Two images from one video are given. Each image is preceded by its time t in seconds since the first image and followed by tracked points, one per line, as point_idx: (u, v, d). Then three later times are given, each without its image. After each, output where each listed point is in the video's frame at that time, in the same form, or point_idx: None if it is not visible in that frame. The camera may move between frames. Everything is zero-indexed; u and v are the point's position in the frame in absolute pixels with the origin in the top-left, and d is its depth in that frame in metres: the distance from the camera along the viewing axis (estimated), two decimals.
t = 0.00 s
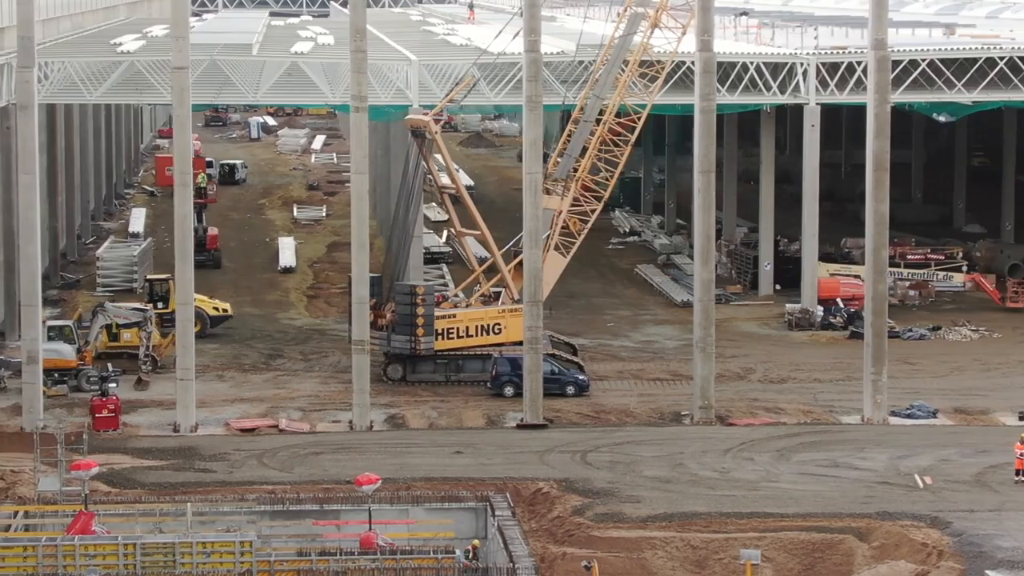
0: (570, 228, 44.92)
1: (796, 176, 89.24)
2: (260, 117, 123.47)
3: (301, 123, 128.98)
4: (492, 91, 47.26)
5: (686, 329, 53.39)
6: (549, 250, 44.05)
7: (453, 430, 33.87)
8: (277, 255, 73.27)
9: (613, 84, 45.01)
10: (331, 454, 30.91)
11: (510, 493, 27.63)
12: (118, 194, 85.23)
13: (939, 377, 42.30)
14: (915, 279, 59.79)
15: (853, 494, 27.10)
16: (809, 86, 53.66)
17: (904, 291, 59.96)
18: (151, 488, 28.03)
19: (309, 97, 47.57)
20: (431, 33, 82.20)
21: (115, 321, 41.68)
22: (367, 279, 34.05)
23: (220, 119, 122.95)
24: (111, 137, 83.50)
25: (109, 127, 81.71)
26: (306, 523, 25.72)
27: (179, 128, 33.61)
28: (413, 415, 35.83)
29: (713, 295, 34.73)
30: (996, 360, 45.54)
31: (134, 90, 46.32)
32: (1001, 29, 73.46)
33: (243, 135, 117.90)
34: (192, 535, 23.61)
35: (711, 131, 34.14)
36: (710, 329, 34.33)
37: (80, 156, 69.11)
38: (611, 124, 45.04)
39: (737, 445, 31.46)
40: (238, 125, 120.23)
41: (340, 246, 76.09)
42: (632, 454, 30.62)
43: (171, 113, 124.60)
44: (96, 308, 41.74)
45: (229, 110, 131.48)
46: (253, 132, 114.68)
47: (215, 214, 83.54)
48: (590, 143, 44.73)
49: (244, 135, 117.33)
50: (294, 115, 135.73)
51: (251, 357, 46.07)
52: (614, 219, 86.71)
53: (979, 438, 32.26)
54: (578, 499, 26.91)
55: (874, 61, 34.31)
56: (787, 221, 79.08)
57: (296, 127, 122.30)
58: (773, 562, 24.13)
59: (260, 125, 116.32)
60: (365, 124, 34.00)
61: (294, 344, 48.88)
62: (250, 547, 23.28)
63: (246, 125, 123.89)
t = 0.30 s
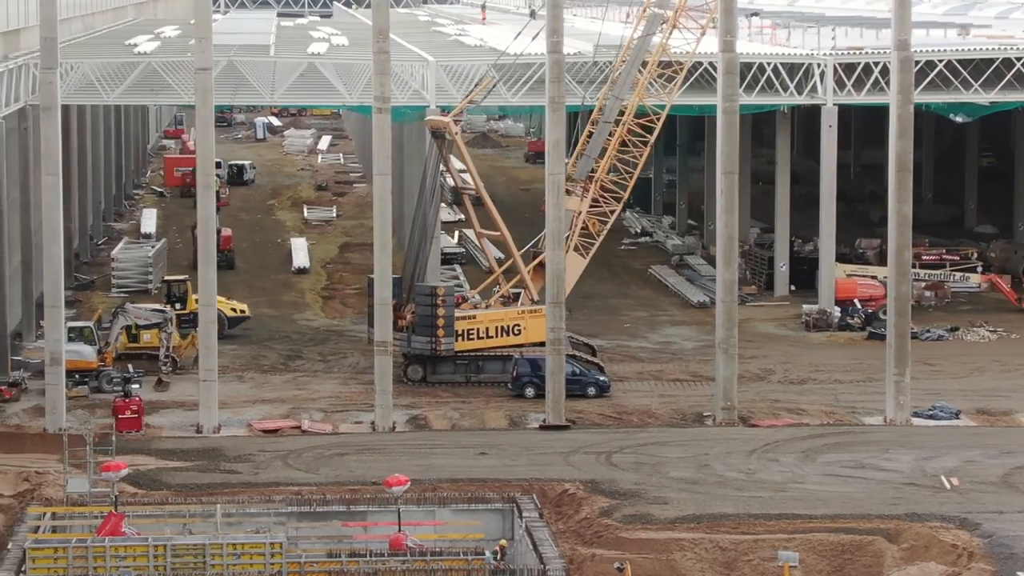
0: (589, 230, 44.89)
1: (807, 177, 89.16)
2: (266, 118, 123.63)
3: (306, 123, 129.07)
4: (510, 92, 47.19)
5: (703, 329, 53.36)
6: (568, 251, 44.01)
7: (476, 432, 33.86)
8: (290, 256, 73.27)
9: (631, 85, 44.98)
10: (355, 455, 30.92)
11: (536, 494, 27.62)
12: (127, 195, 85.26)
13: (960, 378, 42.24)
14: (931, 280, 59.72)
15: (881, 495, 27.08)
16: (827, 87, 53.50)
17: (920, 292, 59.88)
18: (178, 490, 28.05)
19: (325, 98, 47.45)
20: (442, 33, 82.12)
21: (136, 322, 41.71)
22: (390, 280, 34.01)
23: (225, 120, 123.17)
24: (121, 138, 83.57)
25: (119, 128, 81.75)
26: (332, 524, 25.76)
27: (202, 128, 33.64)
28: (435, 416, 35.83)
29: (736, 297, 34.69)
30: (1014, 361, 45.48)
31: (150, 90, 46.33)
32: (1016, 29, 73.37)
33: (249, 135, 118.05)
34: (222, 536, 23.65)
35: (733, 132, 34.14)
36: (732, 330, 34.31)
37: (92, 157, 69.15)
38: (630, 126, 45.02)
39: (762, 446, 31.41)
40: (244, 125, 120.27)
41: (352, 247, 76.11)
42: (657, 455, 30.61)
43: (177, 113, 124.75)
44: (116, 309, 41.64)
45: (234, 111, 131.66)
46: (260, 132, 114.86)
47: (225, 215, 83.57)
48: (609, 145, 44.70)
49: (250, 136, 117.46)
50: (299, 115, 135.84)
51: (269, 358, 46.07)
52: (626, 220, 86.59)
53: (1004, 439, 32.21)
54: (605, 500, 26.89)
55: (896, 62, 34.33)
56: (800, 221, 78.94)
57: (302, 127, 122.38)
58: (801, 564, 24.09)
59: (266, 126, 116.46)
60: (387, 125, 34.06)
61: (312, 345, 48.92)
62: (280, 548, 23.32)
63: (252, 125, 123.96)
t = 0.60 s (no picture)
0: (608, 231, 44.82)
1: (820, 177, 89.09)
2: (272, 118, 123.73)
3: (310, 123, 129.01)
4: (527, 93, 47.19)
5: (720, 330, 53.32)
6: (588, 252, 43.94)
7: (499, 432, 33.87)
8: (302, 257, 73.30)
9: (651, 86, 44.87)
10: (380, 456, 30.93)
11: (562, 495, 27.60)
12: (136, 195, 85.25)
13: (980, 379, 42.20)
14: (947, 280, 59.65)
15: (908, 496, 27.06)
16: (844, 88, 53.35)
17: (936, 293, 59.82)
18: (204, 492, 28.06)
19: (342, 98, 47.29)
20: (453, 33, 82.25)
21: (157, 323, 41.75)
22: (412, 281, 33.91)
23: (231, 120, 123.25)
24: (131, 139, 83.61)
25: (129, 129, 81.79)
26: (359, 526, 25.75)
27: (225, 129, 33.64)
28: (457, 417, 35.83)
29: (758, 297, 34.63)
30: None
31: (166, 90, 46.26)
32: None
33: (255, 135, 118.14)
34: (251, 537, 23.66)
35: (756, 133, 34.08)
36: (755, 331, 34.26)
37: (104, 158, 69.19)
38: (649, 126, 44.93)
39: (786, 447, 31.39)
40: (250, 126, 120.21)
41: (364, 247, 76.11)
42: (682, 456, 30.60)
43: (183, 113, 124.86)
44: (137, 310, 41.87)
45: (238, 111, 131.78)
46: (266, 133, 114.98)
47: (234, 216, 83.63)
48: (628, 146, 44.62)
49: (256, 136, 117.56)
50: (303, 115, 135.77)
51: (288, 359, 46.07)
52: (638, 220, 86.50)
53: None
54: (633, 501, 26.87)
55: (919, 62, 34.27)
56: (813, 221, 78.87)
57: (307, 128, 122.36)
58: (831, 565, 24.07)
59: (272, 126, 116.54)
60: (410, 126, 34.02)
61: (329, 346, 48.95)
62: (310, 549, 23.35)
63: (256, 125, 123.85)
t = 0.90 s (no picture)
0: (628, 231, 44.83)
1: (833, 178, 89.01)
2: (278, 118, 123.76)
3: (316, 124, 129.06)
4: (545, 94, 47.34)
5: (738, 330, 53.29)
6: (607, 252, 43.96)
7: (522, 433, 33.88)
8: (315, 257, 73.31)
9: (670, 86, 44.85)
10: (405, 457, 30.94)
11: (589, 496, 27.60)
12: (146, 196, 85.30)
13: (1000, 379, 42.18)
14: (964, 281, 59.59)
15: (936, 497, 27.04)
16: (862, 88, 53.23)
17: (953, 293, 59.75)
18: (231, 492, 28.08)
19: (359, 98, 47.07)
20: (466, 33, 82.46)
21: (178, 323, 41.95)
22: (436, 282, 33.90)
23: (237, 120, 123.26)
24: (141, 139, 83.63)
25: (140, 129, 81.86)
26: (387, 526, 25.75)
27: (249, 131, 33.68)
28: (480, 418, 35.83)
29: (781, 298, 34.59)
30: None
31: (184, 90, 46.09)
32: None
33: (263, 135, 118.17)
34: (282, 539, 23.68)
35: (779, 133, 34.07)
36: (778, 332, 34.21)
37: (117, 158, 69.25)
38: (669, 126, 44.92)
39: (811, 448, 31.37)
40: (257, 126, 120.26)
41: (377, 247, 76.14)
42: (707, 456, 30.60)
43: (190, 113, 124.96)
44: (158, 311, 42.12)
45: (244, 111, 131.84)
46: (274, 133, 115.05)
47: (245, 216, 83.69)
48: (648, 146, 44.63)
49: (264, 136, 117.61)
50: (309, 115, 135.89)
51: (306, 360, 46.07)
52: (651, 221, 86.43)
53: None
54: (661, 502, 26.87)
55: (943, 63, 34.23)
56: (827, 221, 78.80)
57: (314, 128, 122.44)
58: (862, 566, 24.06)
59: (279, 127, 116.59)
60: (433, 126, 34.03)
61: (348, 346, 48.99)
62: (341, 551, 23.38)
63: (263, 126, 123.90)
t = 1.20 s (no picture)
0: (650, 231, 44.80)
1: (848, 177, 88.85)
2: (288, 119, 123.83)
3: (326, 124, 129.09)
4: (565, 95, 47.33)
5: (758, 331, 53.22)
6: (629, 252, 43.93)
7: (548, 433, 33.87)
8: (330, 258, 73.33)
9: (692, 86, 44.76)
10: (431, 457, 30.94)
11: (617, 496, 27.60)
12: (159, 196, 85.38)
13: None
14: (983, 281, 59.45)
15: (966, 498, 27.01)
16: (882, 88, 53.06)
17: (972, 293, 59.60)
18: (258, 493, 28.12)
19: (379, 98, 46.86)
20: (481, 33, 82.54)
21: (201, 323, 42.12)
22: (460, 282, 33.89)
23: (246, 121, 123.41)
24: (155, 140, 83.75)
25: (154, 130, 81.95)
26: (416, 527, 25.75)
27: (274, 132, 33.72)
28: (504, 418, 35.84)
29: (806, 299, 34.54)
30: None
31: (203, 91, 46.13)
32: None
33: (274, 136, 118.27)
34: (314, 539, 23.70)
35: (804, 133, 34.03)
36: (803, 332, 34.15)
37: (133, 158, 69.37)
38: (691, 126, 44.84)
39: (838, 448, 31.34)
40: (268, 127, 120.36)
41: (392, 247, 76.15)
42: (734, 457, 30.58)
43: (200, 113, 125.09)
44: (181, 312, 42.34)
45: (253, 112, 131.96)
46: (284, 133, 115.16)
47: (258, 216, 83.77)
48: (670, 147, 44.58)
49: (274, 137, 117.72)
50: (317, 115, 135.98)
51: (326, 360, 46.06)
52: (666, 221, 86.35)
53: None
54: (689, 503, 26.87)
55: (970, 63, 34.16)
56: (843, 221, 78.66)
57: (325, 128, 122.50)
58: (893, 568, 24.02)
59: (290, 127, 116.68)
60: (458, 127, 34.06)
61: (368, 346, 49.03)
62: (373, 551, 23.39)
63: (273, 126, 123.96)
